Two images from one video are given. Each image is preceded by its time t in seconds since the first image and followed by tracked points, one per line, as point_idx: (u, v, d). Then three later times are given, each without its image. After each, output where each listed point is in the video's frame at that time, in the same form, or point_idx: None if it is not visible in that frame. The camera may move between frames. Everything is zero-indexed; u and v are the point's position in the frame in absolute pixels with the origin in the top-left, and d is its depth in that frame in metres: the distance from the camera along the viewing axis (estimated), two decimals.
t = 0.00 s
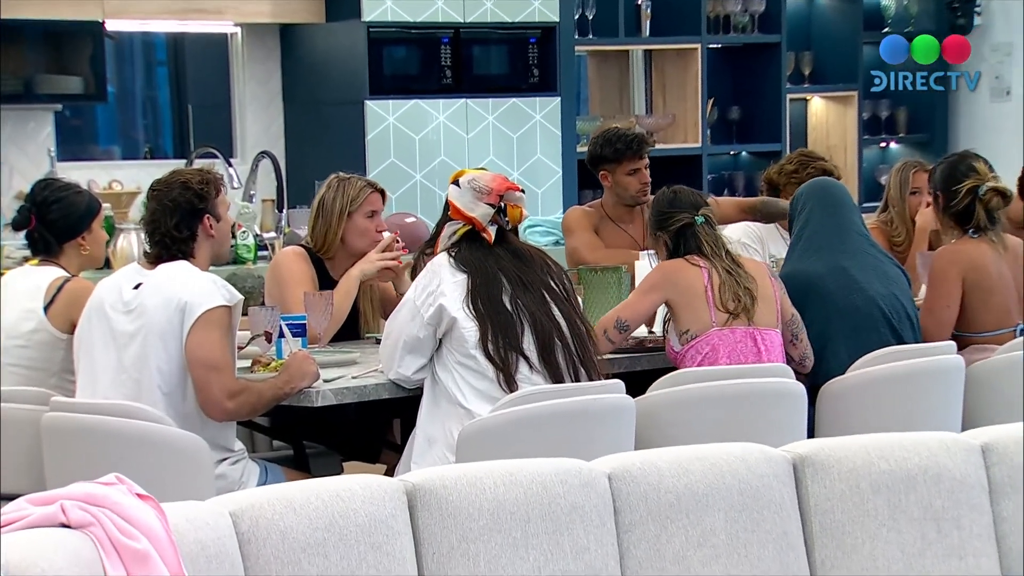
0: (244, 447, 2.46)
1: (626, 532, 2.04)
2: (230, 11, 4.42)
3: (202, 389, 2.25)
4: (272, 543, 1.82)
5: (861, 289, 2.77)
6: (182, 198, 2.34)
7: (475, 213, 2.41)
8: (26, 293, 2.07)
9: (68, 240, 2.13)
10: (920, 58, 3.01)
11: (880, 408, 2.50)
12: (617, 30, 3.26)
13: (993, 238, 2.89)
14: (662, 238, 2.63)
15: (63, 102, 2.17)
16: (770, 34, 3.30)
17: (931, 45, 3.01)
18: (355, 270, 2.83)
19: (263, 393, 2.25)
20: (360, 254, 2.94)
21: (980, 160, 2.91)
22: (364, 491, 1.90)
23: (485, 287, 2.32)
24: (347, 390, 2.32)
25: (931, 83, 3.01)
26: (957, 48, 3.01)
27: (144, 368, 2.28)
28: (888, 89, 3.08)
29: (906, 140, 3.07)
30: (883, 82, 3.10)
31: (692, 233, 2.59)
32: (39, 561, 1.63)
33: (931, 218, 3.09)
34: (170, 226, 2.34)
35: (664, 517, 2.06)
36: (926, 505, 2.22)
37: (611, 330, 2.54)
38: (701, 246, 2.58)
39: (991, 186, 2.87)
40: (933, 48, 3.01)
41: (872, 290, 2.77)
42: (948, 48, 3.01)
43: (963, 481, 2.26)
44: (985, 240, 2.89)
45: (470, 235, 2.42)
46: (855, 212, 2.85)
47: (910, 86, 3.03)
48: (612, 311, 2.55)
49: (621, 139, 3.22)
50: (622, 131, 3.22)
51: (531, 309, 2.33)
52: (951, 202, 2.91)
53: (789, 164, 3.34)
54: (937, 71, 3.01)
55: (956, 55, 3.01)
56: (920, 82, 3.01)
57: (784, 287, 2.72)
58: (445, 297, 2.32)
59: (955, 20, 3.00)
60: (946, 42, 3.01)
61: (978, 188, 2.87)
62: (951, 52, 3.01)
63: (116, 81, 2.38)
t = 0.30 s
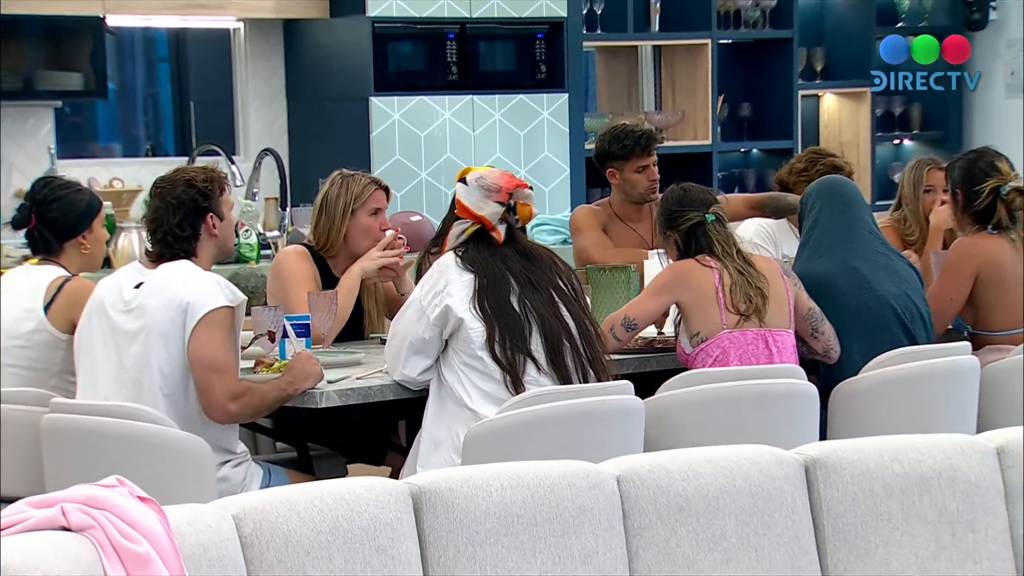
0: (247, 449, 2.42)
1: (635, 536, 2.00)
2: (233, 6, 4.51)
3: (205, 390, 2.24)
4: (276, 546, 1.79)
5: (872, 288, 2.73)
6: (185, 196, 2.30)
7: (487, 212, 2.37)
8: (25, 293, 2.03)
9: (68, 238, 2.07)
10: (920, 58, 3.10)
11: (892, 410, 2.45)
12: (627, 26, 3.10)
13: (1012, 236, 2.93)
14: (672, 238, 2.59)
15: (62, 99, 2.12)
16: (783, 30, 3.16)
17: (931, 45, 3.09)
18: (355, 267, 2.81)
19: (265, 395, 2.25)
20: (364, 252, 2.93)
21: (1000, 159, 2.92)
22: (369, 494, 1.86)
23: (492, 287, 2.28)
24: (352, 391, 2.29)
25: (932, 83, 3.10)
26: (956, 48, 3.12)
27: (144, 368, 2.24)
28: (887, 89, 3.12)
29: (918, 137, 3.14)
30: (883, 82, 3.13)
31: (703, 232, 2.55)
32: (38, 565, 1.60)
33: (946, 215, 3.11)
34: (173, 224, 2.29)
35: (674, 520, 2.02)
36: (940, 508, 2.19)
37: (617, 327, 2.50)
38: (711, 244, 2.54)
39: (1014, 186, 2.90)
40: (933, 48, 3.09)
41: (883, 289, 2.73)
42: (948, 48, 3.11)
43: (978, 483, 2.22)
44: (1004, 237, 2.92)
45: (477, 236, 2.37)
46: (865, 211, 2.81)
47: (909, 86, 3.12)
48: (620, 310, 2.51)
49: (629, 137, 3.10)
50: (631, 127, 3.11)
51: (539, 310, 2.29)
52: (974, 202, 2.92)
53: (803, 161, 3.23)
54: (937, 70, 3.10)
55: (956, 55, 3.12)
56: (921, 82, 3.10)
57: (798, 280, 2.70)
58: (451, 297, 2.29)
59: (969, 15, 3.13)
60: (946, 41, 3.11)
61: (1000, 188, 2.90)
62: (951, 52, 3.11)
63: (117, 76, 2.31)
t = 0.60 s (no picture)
0: (249, 451, 2.38)
1: (644, 539, 1.97)
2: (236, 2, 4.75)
3: (206, 394, 2.18)
4: (278, 551, 1.75)
5: (886, 288, 2.70)
6: (189, 194, 2.25)
7: (514, 202, 2.31)
8: (25, 293, 2.00)
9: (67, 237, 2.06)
10: (920, 58, 2.96)
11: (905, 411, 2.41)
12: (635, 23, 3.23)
13: None
14: (684, 236, 2.56)
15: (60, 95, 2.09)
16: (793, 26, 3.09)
17: (930, 46, 2.95)
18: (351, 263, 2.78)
19: (268, 397, 2.19)
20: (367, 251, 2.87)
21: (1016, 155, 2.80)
22: (375, 497, 1.83)
23: (505, 288, 2.24)
24: (356, 393, 2.25)
25: (931, 84, 2.96)
26: (957, 47, 2.93)
27: (145, 370, 2.20)
28: (888, 89, 2.99)
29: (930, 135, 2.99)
30: (882, 82, 3.01)
31: (716, 230, 2.51)
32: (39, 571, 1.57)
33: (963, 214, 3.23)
34: (176, 222, 2.25)
35: (683, 524, 1.98)
36: (954, 512, 2.15)
37: (627, 325, 2.46)
38: (727, 242, 2.50)
39: None
40: (933, 49, 2.95)
41: (896, 289, 2.69)
42: (948, 48, 2.93)
43: (992, 486, 2.19)
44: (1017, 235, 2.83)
45: (505, 228, 2.32)
46: (877, 210, 2.77)
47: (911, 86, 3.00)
48: (631, 305, 2.47)
49: (641, 135, 3.20)
50: (642, 126, 3.21)
51: (553, 311, 2.25)
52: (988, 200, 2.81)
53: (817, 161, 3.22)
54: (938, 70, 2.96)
55: (957, 54, 2.94)
56: (921, 83, 2.97)
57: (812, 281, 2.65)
58: (464, 301, 2.25)
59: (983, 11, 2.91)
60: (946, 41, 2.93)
61: (1017, 187, 2.78)
62: (952, 52, 2.93)
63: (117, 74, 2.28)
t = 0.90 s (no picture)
0: (247, 455, 2.34)
1: (648, 545, 1.93)
2: None
3: (203, 396, 2.13)
4: (276, 555, 1.71)
5: (893, 290, 2.66)
6: (185, 193, 2.21)
7: (525, 194, 2.29)
8: (19, 294, 1.97)
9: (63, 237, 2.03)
10: (920, 58, 3.01)
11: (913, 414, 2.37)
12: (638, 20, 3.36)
13: None
14: (690, 235, 2.53)
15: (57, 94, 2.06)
16: (799, 23, 3.14)
17: (931, 46, 3.00)
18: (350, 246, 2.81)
19: (266, 399, 2.15)
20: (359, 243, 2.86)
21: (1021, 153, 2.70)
22: (374, 501, 1.79)
23: (513, 289, 2.19)
24: (355, 395, 2.22)
25: (931, 83, 3.00)
26: (957, 47, 2.94)
27: (142, 372, 2.17)
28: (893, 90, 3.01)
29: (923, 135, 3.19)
30: (882, 81, 3.02)
31: (723, 230, 2.48)
32: None
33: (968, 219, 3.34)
34: (173, 222, 2.21)
35: (688, 528, 1.95)
36: (964, 517, 2.11)
37: (634, 327, 2.43)
38: (734, 242, 2.46)
39: None
40: (933, 49, 2.99)
41: (904, 290, 2.65)
42: (948, 48, 2.95)
43: (1004, 491, 2.14)
44: None
45: (517, 220, 2.29)
46: (884, 210, 2.74)
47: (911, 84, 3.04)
48: (638, 306, 2.44)
49: (660, 138, 3.29)
50: (662, 130, 3.28)
51: (559, 313, 2.20)
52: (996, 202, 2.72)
53: (821, 160, 3.35)
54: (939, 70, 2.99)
55: (957, 54, 2.94)
56: (921, 82, 3.02)
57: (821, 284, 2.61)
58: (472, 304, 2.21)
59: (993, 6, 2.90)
60: (945, 41, 2.95)
61: None
62: (951, 52, 2.94)
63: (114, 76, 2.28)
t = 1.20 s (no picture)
0: (243, 458, 2.30)
1: (651, 549, 1.89)
2: None
3: (199, 399, 2.07)
4: (273, 560, 1.68)
5: (903, 290, 2.61)
6: (182, 191, 2.17)
7: (535, 190, 2.25)
8: (12, 293, 1.94)
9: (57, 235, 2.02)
10: (921, 58, 3.12)
11: (921, 417, 2.33)
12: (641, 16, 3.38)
13: None
14: (694, 235, 2.49)
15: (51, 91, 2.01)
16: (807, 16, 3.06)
17: (930, 46, 3.08)
18: (325, 206, 2.69)
19: (263, 401, 2.11)
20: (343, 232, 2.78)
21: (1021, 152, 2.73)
22: (373, 504, 1.76)
23: (525, 289, 2.15)
24: (354, 397, 2.18)
25: (932, 83, 3.09)
26: (957, 48, 2.95)
27: (137, 374, 2.10)
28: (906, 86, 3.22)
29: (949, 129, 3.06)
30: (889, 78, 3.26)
31: (727, 230, 2.43)
32: None
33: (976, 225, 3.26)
34: (169, 220, 2.18)
35: (692, 532, 1.91)
36: (973, 521, 2.07)
37: (638, 334, 2.41)
38: (739, 242, 2.42)
39: None
40: (933, 49, 3.07)
41: (915, 290, 2.61)
42: (947, 48, 2.98)
43: (1013, 495, 2.10)
44: None
45: (528, 217, 2.25)
46: (895, 209, 2.69)
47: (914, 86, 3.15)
48: (643, 313, 2.41)
49: (681, 143, 3.17)
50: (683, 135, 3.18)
51: (569, 312, 2.16)
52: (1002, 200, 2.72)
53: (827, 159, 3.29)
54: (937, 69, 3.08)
55: (957, 54, 2.95)
56: (920, 81, 3.17)
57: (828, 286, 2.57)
58: (489, 307, 2.16)
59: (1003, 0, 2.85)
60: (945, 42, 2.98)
61: None
62: (951, 52, 2.95)
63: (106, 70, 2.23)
